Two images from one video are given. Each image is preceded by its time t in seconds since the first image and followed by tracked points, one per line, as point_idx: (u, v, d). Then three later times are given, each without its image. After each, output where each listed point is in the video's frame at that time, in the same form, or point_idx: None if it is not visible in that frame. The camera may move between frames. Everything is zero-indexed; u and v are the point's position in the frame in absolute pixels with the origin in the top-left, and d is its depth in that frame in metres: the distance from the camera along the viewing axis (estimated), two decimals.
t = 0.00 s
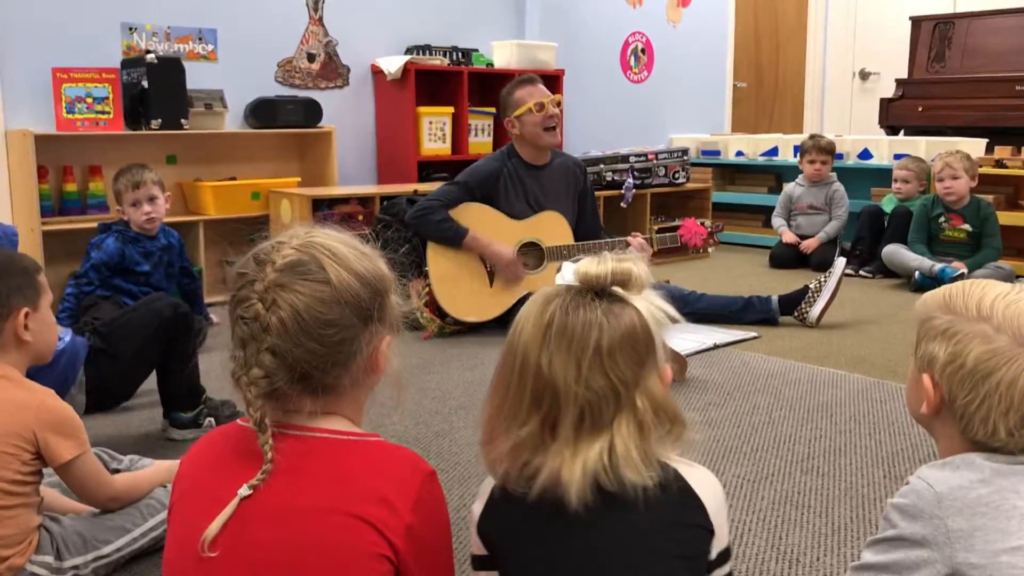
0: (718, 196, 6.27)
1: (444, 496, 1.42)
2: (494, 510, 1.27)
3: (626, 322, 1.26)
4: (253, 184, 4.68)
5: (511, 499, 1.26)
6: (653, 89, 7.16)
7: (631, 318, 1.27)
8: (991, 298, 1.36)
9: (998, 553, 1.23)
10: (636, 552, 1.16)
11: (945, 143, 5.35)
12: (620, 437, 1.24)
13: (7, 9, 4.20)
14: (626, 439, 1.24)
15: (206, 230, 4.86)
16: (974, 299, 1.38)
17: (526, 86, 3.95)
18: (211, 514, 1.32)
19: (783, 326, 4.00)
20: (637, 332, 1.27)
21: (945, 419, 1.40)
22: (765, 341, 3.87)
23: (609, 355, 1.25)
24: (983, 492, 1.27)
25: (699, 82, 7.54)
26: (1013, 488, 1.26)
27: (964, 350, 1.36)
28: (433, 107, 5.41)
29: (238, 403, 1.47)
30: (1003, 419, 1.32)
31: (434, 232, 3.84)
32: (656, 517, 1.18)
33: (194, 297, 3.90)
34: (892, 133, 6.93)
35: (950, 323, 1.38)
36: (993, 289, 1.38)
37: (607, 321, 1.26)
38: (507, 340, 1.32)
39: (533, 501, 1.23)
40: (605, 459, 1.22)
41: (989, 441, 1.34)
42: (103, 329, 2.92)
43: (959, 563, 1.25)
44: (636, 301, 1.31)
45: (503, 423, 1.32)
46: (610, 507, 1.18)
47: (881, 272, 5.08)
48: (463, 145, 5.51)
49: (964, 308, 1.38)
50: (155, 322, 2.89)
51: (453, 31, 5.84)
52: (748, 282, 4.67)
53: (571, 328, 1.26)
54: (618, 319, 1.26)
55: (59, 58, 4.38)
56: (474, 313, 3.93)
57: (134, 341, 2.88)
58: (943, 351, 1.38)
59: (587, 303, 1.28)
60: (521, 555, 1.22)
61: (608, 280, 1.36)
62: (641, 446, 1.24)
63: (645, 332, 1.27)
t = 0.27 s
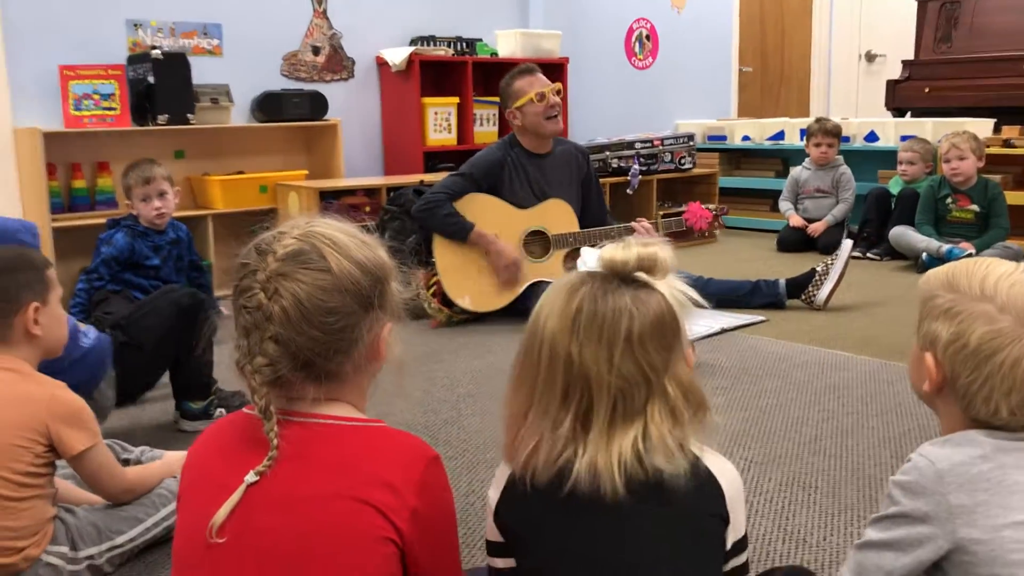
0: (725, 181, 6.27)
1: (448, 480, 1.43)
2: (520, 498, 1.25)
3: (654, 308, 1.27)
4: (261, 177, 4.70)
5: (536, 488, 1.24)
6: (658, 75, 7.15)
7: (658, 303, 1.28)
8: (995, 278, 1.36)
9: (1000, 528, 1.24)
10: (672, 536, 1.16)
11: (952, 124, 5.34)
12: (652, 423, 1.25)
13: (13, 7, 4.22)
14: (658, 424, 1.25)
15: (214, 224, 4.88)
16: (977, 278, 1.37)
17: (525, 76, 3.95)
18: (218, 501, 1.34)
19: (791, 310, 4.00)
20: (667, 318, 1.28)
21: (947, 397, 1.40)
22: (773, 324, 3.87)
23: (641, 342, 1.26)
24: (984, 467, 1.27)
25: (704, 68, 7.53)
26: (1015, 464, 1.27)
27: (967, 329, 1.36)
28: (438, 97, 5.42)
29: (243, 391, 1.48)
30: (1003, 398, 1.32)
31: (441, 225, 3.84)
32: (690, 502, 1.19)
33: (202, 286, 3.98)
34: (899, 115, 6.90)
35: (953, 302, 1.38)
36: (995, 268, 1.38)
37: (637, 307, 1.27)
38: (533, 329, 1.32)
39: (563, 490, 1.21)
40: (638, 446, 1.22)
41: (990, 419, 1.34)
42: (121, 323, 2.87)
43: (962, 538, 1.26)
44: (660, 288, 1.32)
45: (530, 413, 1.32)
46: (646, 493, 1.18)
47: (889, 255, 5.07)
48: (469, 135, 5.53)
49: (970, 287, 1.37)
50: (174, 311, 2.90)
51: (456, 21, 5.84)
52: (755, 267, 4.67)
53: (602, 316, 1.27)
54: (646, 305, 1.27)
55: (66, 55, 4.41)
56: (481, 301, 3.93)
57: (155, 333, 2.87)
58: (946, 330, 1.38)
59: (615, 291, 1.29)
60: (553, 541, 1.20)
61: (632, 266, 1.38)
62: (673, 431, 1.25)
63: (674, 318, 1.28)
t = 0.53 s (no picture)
0: (742, 186, 6.25)
1: (459, 474, 1.41)
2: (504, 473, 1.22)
3: (648, 289, 1.21)
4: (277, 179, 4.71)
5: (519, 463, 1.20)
6: (675, 80, 7.14)
7: (652, 285, 1.22)
8: (1014, 275, 1.33)
9: (1015, 526, 1.21)
10: (653, 521, 1.12)
11: (971, 129, 5.30)
12: (632, 402, 1.19)
13: (33, 9, 4.25)
14: (639, 405, 1.19)
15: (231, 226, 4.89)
16: (996, 274, 1.35)
17: (544, 75, 3.87)
18: (229, 491, 1.33)
19: (808, 313, 3.97)
20: (660, 301, 1.21)
21: (963, 393, 1.38)
22: (790, 328, 3.84)
23: (633, 319, 1.19)
24: (1000, 465, 1.24)
25: (722, 71, 7.51)
26: None
27: (985, 326, 1.33)
28: (454, 100, 5.43)
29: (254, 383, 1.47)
30: None
31: (458, 222, 3.87)
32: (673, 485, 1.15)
33: (219, 287, 3.94)
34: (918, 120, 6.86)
35: (970, 298, 1.35)
36: (1015, 264, 1.35)
37: (632, 285, 1.21)
38: (523, 295, 1.25)
39: (540, 462, 1.18)
40: (623, 424, 1.17)
41: (1007, 417, 1.33)
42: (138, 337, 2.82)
43: (977, 536, 1.23)
44: (657, 269, 1.25)
45: (508, 380, 1.26)
46: (618, 473, 1.14)
47: (907, 260, 5.04)
48: (485, 138, 5.53)
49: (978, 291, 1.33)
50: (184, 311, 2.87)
51: (473, 24, 5.85)
52: (772, 272, 4.65)
53: (594, 290, 1.20)
54: (641, 284, 1.21)
55: (85, 57, 4.43)
56: (496, 303, 3.95)
57: (173, 338, 2.84)
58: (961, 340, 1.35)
59: (611, 266, 1.22)
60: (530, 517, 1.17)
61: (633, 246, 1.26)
62: (653, 415, 1.20)
63: (666, 300, 1.22)
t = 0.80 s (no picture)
0: (735, 189, 6.27)
1: (457, 474, 1.42)
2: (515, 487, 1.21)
3: (643, 288, 1.21)
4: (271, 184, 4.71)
5: (534, 475, 1.20)
6: (668, 83, 7.16)
7: (646, 283, 1.22)
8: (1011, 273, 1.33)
9: (1012, 523, 1.22)
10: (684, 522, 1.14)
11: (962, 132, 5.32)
12: (648, 404, 1.19)
13: (27, 15, 4.25)
14: (654, 406, 1.19)
15: (225, 230, 4.89)
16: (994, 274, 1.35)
17: (552, 79, 3.88)
18: (227, 494, 1.33)
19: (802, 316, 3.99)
20: (658, 297, 1.22)
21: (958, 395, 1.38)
22: (783, 330, 3.86)
23: (633, 322, 1.20)
24: (995, 463, 1.24)
25: (714, 75, 7.54)
26: None
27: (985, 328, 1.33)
28: (447, 104, 5.43)
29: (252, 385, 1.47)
30: None
31: (451, 228, 3.88)
32: (694, 481, 1.15)
33: (216, 294, 3.94)
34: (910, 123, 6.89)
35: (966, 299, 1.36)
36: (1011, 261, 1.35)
37: (627, 287, 1.21)
38: (519, 314, 1.25)
39: (565, 477, 1.17)
40: (635, 427, 1.17)
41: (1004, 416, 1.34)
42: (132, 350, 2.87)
43: (973, 533, 1.24)
44: (645, 267, 1.26)
45: (516, 399, 1.26)
46: (645, 477, 1.15)
47: (899, 262, 5.07)
48: (478, 143, 5.54)
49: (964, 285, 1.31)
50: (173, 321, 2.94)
51: (466, 29, 5.86)
52: (765, 274, 4.66)
53: (590, 299, 1.20)
54: (635, 284, 1.21)
55: (78, 63, 4.43)
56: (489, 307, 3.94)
57: (167, 344, 2.88)
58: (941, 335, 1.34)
59: (602, 271, 1.22)
60: (549, 530, 1.17)
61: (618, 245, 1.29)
62: (668, 413, 1.20)
63: (665, 297, 1.22)
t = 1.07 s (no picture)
0: (741, 194, 6.28)
1: (469, 478, 1.43)
2: (569, 487, 1.17)
3: (715, 286, 1.17)
4: (281, 191, 4.74)
5: (591, 476, 1.15)
6: (675, 89, 7.18)
7: (717, 281, 1.18)
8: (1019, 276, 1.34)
9: None
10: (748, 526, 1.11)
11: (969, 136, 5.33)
12: (716, 407, 1.16)
13: (38, 24, 4.29)
14: (722, 410, 1.16)
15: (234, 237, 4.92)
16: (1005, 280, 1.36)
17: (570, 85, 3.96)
18: (244, 497, 1.35)
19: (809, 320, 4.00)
20: (728, 296, 1.18)
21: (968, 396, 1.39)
22: (791, 334, 3.87)
23: (704, 321, 1.16)
24: (1009, 468, 1.25)
25: (721, 81, 7.55)
26: None
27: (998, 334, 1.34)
28: (454, 111, 5.46)
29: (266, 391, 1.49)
30: None
31: (464, 226, 3.87)
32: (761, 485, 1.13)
33: (228, 300, 3.97)
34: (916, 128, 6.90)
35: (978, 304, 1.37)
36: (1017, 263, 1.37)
37: (698, 285, 1.17)
38: (583, 311, 1.21)
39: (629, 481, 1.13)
40: (704, 430, 1.13)
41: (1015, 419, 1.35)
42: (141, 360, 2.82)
43: (990, 538, 1.25)
44: (715, 265, 1.21)
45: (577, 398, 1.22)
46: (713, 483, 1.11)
47: (907, 266, 5.08)
48: (486, 149, 5.56)
49: (1000, 290, 1.32)
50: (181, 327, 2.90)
51: (473, 36, 5.89)
52: (772, 279, 4.68)
53: (661, 296, 1.16)
54: (707, 282, 1.17)
55: (89, 72, 4.47)
56: (499, 308, 3.92)
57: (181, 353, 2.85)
58: (980, 342, 1.34)
59: (673, 267, 1.18)
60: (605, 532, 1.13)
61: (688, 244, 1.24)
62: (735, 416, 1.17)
63: (735, 296, 1.19)
